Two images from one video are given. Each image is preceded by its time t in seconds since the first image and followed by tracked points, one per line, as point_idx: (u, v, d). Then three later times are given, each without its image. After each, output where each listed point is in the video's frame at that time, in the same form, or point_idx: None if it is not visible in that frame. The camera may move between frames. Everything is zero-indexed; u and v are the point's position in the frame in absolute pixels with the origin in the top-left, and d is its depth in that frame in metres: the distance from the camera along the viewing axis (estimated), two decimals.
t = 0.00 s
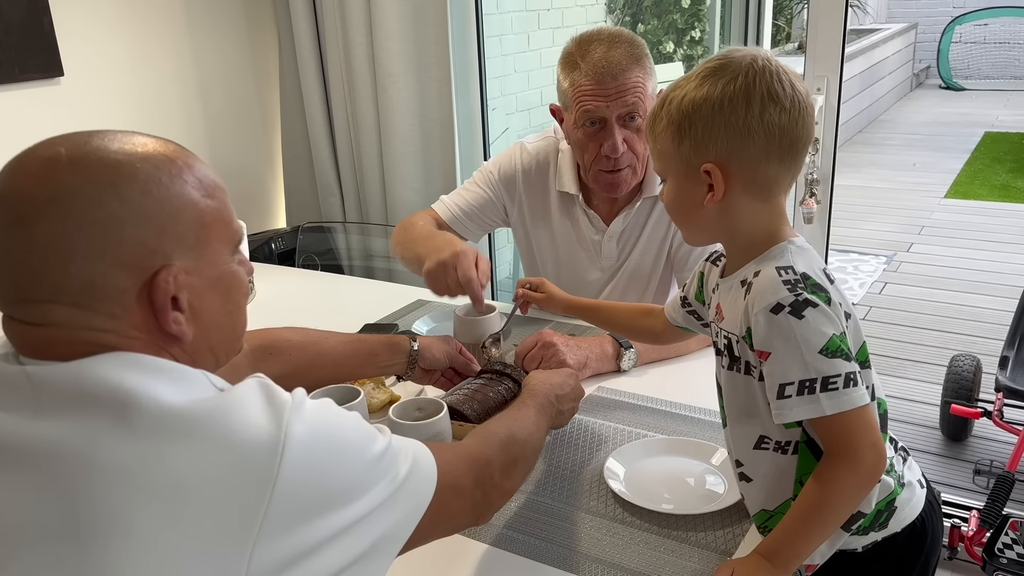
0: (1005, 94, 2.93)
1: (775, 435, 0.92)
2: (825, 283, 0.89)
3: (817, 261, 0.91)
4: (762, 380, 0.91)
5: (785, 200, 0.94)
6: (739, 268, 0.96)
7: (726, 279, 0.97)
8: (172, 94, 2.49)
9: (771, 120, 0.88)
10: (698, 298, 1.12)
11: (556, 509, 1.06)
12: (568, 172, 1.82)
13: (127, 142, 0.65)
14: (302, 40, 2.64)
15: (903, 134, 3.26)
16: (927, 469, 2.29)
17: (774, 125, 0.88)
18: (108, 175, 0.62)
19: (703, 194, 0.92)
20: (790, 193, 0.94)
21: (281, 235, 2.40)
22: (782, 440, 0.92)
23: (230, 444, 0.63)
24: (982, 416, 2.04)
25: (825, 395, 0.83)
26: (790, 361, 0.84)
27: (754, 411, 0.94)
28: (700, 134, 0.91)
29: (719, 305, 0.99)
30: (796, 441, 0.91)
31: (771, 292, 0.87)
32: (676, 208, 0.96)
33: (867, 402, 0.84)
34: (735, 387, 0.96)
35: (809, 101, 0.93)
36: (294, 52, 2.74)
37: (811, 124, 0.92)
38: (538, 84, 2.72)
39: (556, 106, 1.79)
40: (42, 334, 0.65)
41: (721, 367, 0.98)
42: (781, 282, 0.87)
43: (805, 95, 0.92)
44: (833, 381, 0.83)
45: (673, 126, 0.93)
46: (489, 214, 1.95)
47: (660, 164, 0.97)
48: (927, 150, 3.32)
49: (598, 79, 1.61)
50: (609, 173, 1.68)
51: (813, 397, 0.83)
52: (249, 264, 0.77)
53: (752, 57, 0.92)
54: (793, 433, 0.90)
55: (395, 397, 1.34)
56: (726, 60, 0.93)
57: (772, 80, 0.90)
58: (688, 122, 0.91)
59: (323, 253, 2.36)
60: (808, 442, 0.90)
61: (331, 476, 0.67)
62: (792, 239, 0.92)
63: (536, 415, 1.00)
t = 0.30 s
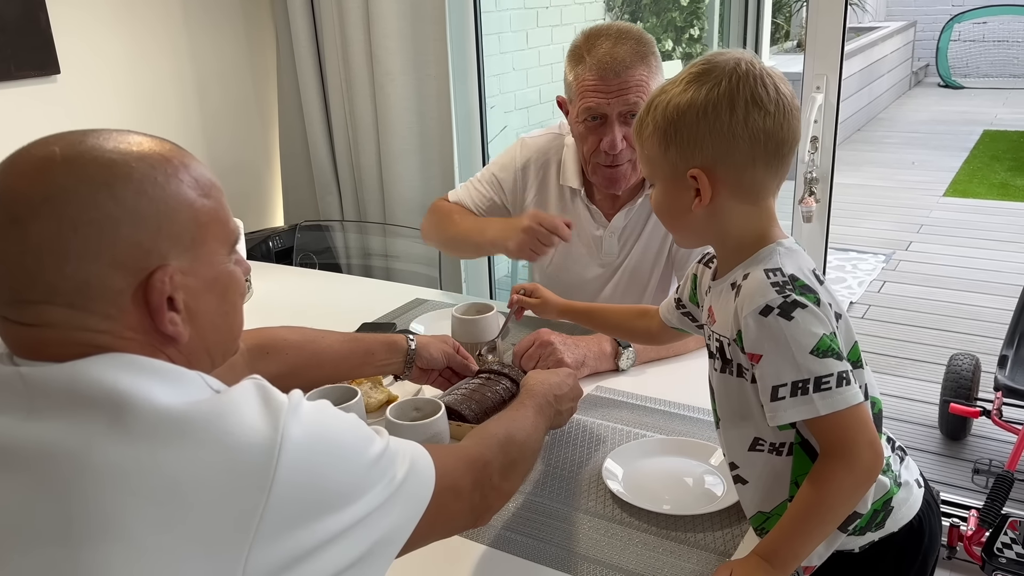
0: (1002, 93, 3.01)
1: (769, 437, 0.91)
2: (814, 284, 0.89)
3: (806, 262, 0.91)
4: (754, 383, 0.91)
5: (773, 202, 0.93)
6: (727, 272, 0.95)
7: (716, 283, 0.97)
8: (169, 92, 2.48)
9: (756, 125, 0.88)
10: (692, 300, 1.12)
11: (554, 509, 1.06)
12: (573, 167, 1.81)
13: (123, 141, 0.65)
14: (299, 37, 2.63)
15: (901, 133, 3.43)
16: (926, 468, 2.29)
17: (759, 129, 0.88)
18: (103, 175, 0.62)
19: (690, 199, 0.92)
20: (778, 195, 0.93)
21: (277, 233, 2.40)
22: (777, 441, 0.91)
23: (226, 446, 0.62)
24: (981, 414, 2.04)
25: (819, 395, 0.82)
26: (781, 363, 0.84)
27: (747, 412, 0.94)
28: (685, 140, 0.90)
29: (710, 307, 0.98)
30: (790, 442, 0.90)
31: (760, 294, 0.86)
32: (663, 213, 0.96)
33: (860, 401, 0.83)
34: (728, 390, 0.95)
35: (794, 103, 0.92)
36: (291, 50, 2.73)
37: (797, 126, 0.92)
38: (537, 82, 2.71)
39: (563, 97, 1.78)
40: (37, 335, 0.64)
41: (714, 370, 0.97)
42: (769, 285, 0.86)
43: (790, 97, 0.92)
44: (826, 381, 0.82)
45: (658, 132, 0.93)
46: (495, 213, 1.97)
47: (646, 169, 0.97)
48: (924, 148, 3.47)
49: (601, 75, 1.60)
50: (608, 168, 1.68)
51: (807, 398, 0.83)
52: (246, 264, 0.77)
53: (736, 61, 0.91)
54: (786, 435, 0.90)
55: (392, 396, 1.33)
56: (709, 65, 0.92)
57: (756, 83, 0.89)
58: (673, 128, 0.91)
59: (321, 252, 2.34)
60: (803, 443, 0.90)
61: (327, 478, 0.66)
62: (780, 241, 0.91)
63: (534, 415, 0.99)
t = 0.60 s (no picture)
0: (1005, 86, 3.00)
1: (767, 436, 0.91)
2: (810, 283, 0.88)
3: (802, 261, 0.90)
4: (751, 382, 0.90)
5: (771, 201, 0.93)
6: (723, 270, 0.95)
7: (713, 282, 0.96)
8: (166, 89, 2.47)
9: (758, 123, 0.88)
10: (691, 299, 1.11)
11: (554, 507, 1.05)
12: (569, 161, 1.82)
13: (120, 136, 0.64)
14: (297, 34, 2.61)
15: (901, 130, 3.61)
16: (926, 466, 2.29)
17: (761, 128, 0.88)
18: (101, 170, 0.61)
19: (689, 198, 0.91)
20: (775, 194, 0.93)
21: (276, 230, 2.37)
22: (775, 440, 0.91)
23: (225, 445, 0.61)
24: (981, 412, 2.04)
25: (817, 393, 0.82)
26: (778, 363, 0.84)
27: (745, 411, 0.93)
28: (685, 138, 0.89)
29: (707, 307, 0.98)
30: (789, 441, 0.90)
31: (755, 293, 0.86)
32: (660, 212, 0.94)
33: (859, 398, 0.83)
34: (726, 390, 0.95)
35: (792, 102, 0.92)
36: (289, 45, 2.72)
37: (795, 125, 0.92)
38: (536, 79, 2.71)
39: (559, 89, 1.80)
40: (34, 332, 0.64)
41: (712, 370, 0.97)
42: (765, 284, 0.86)
43: (788, 96, 0.92)
44: (824, 379, 0.82)
45: (656, 130, 0.91)
46: (512, 231, 1.95)
47: (641, 167, 0.95)
48: (925, 146, 3.59)
49: (589, 66, 1.62)
50: (596, 160, 1.69)
51: (805, 397, 0.83)
52: (245, 261, 0.76)
53: (735, 59, 0.91)
54: (785, 434, 0.90)
55: (391, 393, 1.32)
56: (707, 63, 0.91)
57: (757, 82, 0.89)
58: (672, 126, 0.90)
59: (320, 249, 2.34)
60: (801, 442, 0.89)
61: (327, 476, 0.66)
62: (776, 239, 0.90)
63: (534, 414, 0.99)
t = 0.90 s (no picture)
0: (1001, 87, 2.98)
1: (768, 434, 0.91)
2: (810, 281, 0.88)
3: (802, 259, 0.90)
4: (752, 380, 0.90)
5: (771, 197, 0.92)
6: (724, 269, 0.94)
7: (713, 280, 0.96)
8: (164, 86, 2.46)
9: (755, 120, 0.87)
10: (692, 296, 1.11)
11: (554, 506, 1.05)
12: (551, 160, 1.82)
13: (120, 133, 0.63)
14: (296, 31, 2.61)
15: (900, 127, 3.53)
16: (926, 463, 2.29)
17: (759, 124, 0.87)
18: (101, 168, 0.61)
19: (689, 197, 0.90)
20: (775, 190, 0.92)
21: (274, 228, 2.38)
22: (775, 439, 0.90)
23: (225, 444, 0.61)
24: (981, 409, 2.04)
25: (817, 391, 0.82)
26: (778, 361, 0.83)
27: (745, 410, 0.93)
28: (683, 138, 0.89)
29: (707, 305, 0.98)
30: (789, 440, 0.89)
31: (755, 292, 0.86)
32: (660, 213, 0.94)
33: (860, 396, 0.83)
34: (726, 388, 0.94)
35: (788, 96, 0.92)
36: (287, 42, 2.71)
37: (793, 120, 0.91)
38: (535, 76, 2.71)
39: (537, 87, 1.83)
40: (33, 330, 0.63)
41: (711, 368, 0.97)
42: (764, 282, 0.86)
43: (785, 91, 0.91)
44: (824, 377, 0.82)
45: (653, 131, 0.91)
46: (503, 233, 1.94)
47: (640, 168, 0.95)
48: (925, 143, 3.49)
49: (551, 58, 1.66)
50: (565, 153, 1.72)
51: (805, 396, 0.82)
52: (246, 259, 0.75)
53: (729, 57, 0.90)
54: (785, 433, 0.89)
55: (391, 392, 1.31)
56: (702, 62, 0.91)
57: (752, 79, 0.88)
58: (669, 126, 0.89)
59: (318, 247, 2.33)
60: (801, 441, 0.89)
61: (328, 475, 0.65)
62: (777, 237, 0.90)
63: (535, 413, 0.98)
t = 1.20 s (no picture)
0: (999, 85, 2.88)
1: (778, 436, 0.91)
2: (830, 285, 0.87)
3: (822, 261, 0.89)
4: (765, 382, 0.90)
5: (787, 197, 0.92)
6: (737, 267, 0.94)
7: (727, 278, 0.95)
8: (163, 84, 2.46)
9: (781, 121, 0.86)
10: (702, 285, 1.11)
11: (555, 505, 1.05)
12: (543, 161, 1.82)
13: (120, 133, 0.63)
14: (295, 29, 2.60)
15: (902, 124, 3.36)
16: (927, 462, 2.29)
17: (784, 126, 0.86)
18: (102, 167, 0.60)
19: (703, 192, 0.90)
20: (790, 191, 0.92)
21: (273, 227, 2.36)
22: (785, 440, 0.90)
23: (226, 445, 0.61)
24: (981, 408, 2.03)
25: (833, 399, 0.81)
26: (795, 366, 0.83)
27: (756, 411, 0.93)
28: (704, 133, 0.87)
29: (721, 302, 0.97)
30: (799, 442, 0.89)
31: (775, 296, 0.85)
32: (671, 204, 0.93)
33: (876, 405, 0.82)
34: (737, 387, 0.94)
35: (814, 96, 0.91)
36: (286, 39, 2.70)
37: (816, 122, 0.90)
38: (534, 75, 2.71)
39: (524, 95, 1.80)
40: (33, 331, 0.63)
41: (723, 367, 0.96)
42: (784, 285, 0.85)
43: (811, 91, 0.90)
44: (842, 385, 0.81)
45: (673, 120, 0.89)
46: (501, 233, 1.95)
47: (653, 155, 0.94)
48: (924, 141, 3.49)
49: (532, 75, 1.64)
50: (554, 165, 1.70)
51: (821, 402, 0.82)
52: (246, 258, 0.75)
53: (760, 51, 0.88)
54: (796, 435, 0.89)
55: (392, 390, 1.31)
56: (731, 54, 0.88)
57: (782, 78, 0.87)
58: (693, 118, 0.88)
59: (317, 245, 2.32)
60: (812, 444, 0.89)
61: (329, 477, 0.65)
62: (797, 237, 0.90)
63: (535, 412, 0.98)
